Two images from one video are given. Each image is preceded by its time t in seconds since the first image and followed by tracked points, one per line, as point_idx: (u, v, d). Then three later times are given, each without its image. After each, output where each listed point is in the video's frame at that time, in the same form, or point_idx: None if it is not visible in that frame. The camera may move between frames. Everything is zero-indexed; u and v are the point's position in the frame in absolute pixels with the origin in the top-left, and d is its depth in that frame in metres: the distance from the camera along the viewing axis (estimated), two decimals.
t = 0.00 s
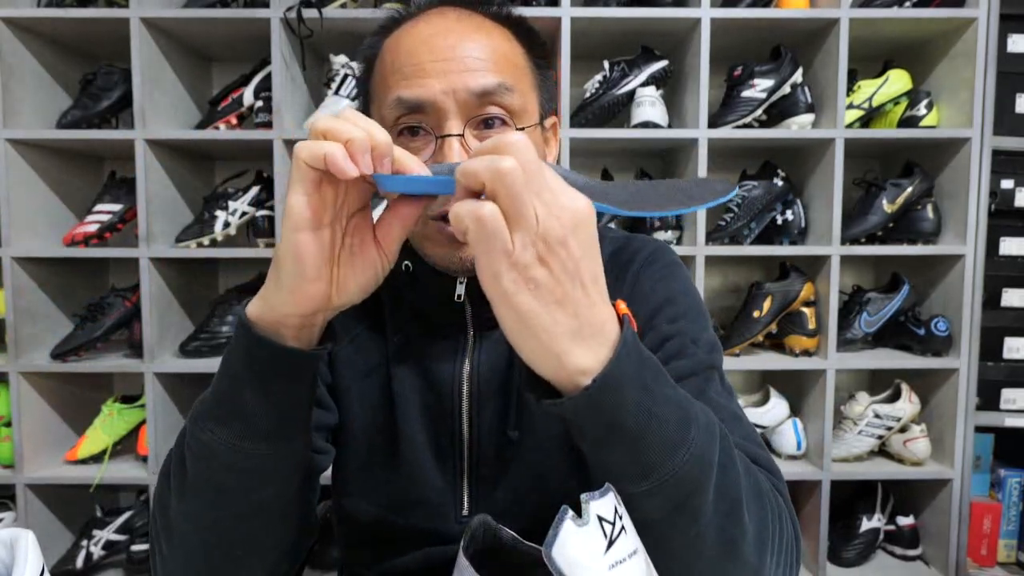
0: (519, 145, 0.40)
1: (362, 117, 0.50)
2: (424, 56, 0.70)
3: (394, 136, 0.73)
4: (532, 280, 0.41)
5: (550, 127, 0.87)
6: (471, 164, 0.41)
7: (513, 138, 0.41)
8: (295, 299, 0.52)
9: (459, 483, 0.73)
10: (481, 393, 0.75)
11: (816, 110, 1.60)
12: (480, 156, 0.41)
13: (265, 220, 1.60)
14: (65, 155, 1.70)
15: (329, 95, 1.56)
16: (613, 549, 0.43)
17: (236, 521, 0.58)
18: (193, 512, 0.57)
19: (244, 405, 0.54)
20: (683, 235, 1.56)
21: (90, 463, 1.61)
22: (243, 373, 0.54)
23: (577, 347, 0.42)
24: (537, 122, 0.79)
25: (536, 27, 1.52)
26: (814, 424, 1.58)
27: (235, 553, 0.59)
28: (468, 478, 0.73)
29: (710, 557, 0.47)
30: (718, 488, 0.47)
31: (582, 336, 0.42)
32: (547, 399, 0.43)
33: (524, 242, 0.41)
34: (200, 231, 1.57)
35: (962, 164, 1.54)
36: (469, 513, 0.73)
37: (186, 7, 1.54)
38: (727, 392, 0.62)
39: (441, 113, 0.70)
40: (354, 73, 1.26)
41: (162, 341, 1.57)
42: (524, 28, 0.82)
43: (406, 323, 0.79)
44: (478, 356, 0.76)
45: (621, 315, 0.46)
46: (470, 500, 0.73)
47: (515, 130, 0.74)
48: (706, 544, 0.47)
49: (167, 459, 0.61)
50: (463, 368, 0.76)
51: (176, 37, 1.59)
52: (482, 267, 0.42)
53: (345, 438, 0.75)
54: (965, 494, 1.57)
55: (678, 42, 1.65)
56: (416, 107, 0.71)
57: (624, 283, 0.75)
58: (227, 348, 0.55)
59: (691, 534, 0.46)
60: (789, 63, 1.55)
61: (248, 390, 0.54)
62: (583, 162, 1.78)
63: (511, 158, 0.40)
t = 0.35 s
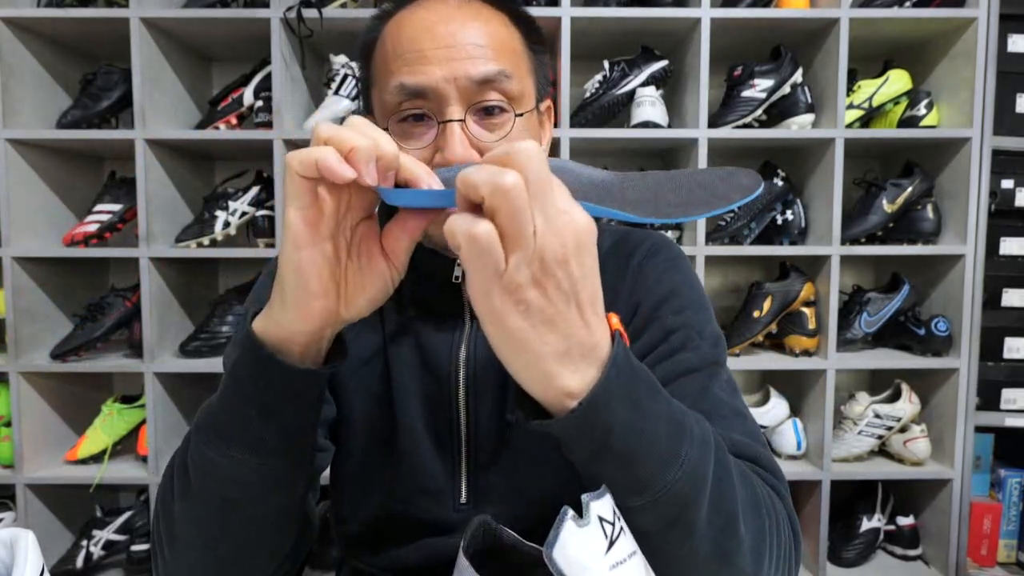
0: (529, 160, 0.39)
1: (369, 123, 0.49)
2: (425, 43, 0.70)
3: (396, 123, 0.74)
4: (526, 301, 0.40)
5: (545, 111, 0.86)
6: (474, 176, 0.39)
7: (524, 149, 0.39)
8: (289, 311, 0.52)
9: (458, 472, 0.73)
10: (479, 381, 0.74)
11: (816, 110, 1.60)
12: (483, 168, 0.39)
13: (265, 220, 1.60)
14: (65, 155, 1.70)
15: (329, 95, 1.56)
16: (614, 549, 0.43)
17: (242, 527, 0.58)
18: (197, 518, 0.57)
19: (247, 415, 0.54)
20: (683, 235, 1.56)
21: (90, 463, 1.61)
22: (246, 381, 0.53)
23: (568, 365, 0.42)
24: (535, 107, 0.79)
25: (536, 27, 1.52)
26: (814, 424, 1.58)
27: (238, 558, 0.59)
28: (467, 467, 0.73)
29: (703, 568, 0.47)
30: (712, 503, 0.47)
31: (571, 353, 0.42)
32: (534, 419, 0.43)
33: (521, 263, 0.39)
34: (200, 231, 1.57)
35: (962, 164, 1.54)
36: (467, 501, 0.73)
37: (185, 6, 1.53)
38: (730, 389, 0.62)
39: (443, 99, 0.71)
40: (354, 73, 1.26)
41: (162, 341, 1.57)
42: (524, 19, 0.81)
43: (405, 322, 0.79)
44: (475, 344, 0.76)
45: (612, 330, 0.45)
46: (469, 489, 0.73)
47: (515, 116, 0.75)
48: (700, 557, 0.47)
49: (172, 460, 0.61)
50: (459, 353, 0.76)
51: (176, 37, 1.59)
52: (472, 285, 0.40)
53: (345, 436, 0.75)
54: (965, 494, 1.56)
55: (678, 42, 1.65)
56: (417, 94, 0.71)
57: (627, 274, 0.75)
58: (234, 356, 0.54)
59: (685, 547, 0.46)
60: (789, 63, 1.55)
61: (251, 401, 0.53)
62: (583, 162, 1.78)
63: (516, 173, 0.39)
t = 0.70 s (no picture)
0: (541, 143, 0.39)
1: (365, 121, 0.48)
2: (415, 39, 0.70)
3: (386, 118, 0.73)
4: (546, 282, 0.41)
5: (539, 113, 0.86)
6: (490, 162, 0.39)
7: (534, 132, 0.40)
8: (289, 310, 0.52)
9: (454, 473, 0.73)
10: (474, 383, 0.75)
11: (816, 110, 1.60)
12: (499, 153, 0.39)
13: (265, 220, 1.60)
14: (65, 155, 1.70)
15: (329, 95, 1.56)
16: (613, 548, 0.43)
17: (239, 528, 0.58)
18: (190, 520, 0.57)
19: (234, 413, 0.54)
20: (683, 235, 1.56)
21: (90, 463, 1.61)
22: (231, 381, 0.54)
23: (588, 347, 0.43)
24: (527, 107, 0.79)
25: (536, 27, 1.52)
26: (814, 424, 1.58)
27: (233, 560, 0.59)
28: (462, 468, 0.73)
29: (714, 561, 0.47)
30: (726, 492, 0.48)
31: (591, 334, 0.43)
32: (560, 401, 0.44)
33: (541, 244, 0.40)
34: (200, 231, 1.57)
35: (962, 163, 1.54)
36: (463, 504, 0.72)
37: (185, 7, 1.54)
38: (729, 390, 0.62)
39: (432, 95, 0.71)
40: (354, 73, 1.26)
41: (162, 341, 1.57)
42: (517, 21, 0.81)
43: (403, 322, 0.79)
44: (470, 345, 0.76)
45: (634, 317, 0.46)
46: (464, 491, 0.73)
47: (505, 112, 0.75)
48: (712, 549, 0.47)
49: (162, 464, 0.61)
50: (454, 355, 0.76)
51: (176, 37, 1.59)
52: (496, 269, 0.41)
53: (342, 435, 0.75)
54: (966, 494, 1.56)
55: (678, 42, 1.65)
56: (407, 90, 0.71)
57: (623, 273, 0.75)
58: (220, 356, 0.55)
59: (698, 537, 0.46)
60: (789, 63, 1.55)
61: (238, 401, 0.54)
62: (583, 162, 1.78)
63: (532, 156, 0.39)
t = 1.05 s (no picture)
0: (517, 143, 0.40)
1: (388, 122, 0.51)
2: (415, 41, 0.70)
3: (387, 119, 0.73)
4: (523, 277, 0.42)
5: (541, 117, 0.85)
6: (464, 165, 0.41)
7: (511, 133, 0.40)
8: (326, 306, 0.52)
9: (453, 474, 0.73)
10: (474, 384, 0.75)
11: (816, 110, 1.60)
12: (472, 157, 0.40)
13: (265, 220, 1.60)
14: (65, 155, 1.70)
15: (329, 95, 1.56)
16: (613, 549, 0.43)
17: (257, 522, 0.58)
18: (209, 511, 0.57)
19: (268, 406, 0.54)
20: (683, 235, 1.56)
21: (90, 463, 1.61)
22: (267, 374, 0.53)
23: (570, 342, 0.43)
24: (529, 109, 0.78)
25: (536, 27, 1.53)
26: (814, 424, 1.58)
27: (246, 554, 0.59)
28: (462, 470, 0.73)
29: (705, 555, 0.47)
30: (713, 484, 0.47)
31: (572, 329, 0.43)
32: (543, 389, 0.44)
33: (516, 241, 0.41)
34: (200, 231, 1.57)
35: (962, 163, 1.54)
36: (462, 507, 0.72)
37: (185, 7, 1.54)
38: (728, 391, 0.62)
39: (432, 96, 0.71)
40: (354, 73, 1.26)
41: (162, 341, 1.57)
42: (518, 21, 0.80)
43: (403, 322, 0.79)
44: (470, 346, 0.76)
45: (619, 311, 0.46)
46: (464, 493, 0.73)
47: (506, 114, 0.74)
48: (701, 541, 0.47)
49: (184, 452, 0.61)
50: (454, 357, 0.76)
51: (176, 37, 1.59)
52: (473, 265, 0.42)
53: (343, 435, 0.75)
54: (966, 494, 1.56)
55: (678, 42, 1.65)
56: (407, 90, 0.71)
57: (623, 275, 0.75)
58: (258, 347, 0.54)
59: (686, 529, 0.46)
60: (789, 63, 1.55)
61: (274, 395, 0.53)
62: (583, 163, 1.78)
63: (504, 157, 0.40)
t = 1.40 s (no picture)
0: (526, 148, 0.40)
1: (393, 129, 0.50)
2: (420, 39, 0.70)
3: (393, 118, 0.73)
4: (520, 283, 0.41)
5: (545, 117, 0.85)
6: (471, 166, 0.40)
7: (525, 134, 0.40)
8: (328, 312, 0.52)
9: (455, 475, 0.73)
10: (477, 384, 0.75)
11: (816, 110, 1.60)
12: (479, 158, 0.40)
13: (265, 220, 1.60)
14: (65, 155, 1.70)
15: (329, 95, 1.56)
16: (613, 549, 0.43)
17: (256, 524, 0.58)
18: (209, 513, 0.56)
19: (267, 409, 0.54)
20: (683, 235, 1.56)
21: (90, 463, 1.61)
22: (268, 377, 0.53)
23: (565, 348, 0.43)
24: (534, 108, 0.78)
25: (536, 27, 1.52)
26: (814, 424, 1.58)
27: (245, 555, 0.59)
28: (464, 470, 0.73)
29: (705, 558, 0.47)
30: (712, 488, 0.47)
31: (568, 334, 0.43)
32: (540, 397, 0.44)
33: (515, 248, 0.41)
34: (200, 231, 1.57)
35: (962, 164, 1.54)
36: (465, 507, 0.72)
37: (185, 7, 1.53)
38: (731, 391, 0.62)
39: (437, 93, 0.70)
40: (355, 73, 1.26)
41: (162, 341, 1.57)
42: (521, 19, 0.80)
43: (405, 323, 0.79)
44: (473, 346, 0.76)
45: (617, 317, 0.46)
46: (466, 493, 0.73)
47: (511, 111, 0.74)
48: (701, 544, 0.47)
49: (184, 453, 0.61)
50: (457, 358, 0.76)
51: (176, 37, 1.59)
52: (471, 269, 0.42)
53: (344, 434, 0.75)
54: (966, 494, 1.56)
55: (678, 42, 1.65)
56: (412, 88, 0.71)
57: (625, 275, 0.75)
58: (260, 351, 0.54)
59: (686, 532, 0.46)
60: (789, 63, 1.55)
61: (273, 399, 0.53)
62: (583, 162, 1.78)
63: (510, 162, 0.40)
